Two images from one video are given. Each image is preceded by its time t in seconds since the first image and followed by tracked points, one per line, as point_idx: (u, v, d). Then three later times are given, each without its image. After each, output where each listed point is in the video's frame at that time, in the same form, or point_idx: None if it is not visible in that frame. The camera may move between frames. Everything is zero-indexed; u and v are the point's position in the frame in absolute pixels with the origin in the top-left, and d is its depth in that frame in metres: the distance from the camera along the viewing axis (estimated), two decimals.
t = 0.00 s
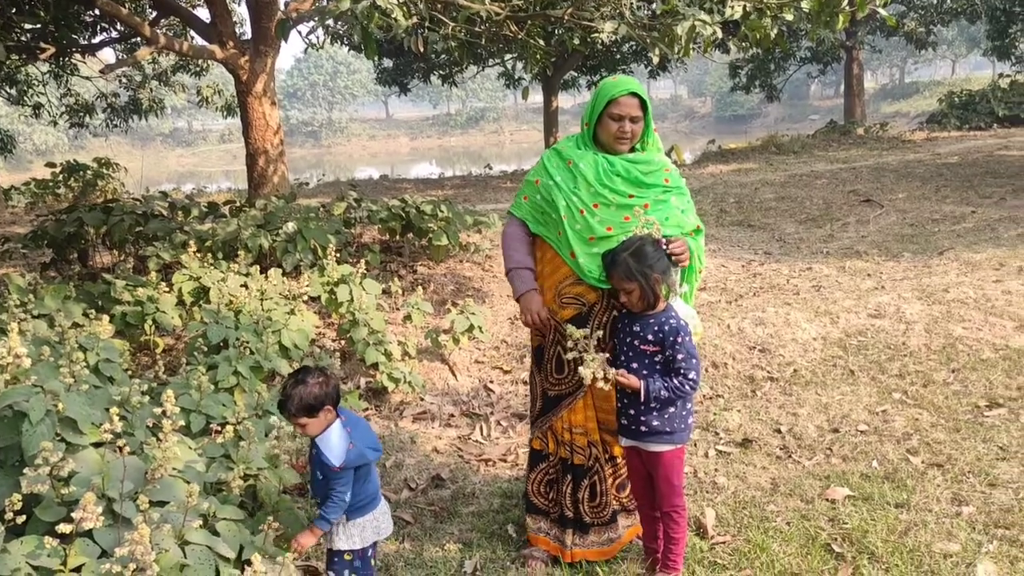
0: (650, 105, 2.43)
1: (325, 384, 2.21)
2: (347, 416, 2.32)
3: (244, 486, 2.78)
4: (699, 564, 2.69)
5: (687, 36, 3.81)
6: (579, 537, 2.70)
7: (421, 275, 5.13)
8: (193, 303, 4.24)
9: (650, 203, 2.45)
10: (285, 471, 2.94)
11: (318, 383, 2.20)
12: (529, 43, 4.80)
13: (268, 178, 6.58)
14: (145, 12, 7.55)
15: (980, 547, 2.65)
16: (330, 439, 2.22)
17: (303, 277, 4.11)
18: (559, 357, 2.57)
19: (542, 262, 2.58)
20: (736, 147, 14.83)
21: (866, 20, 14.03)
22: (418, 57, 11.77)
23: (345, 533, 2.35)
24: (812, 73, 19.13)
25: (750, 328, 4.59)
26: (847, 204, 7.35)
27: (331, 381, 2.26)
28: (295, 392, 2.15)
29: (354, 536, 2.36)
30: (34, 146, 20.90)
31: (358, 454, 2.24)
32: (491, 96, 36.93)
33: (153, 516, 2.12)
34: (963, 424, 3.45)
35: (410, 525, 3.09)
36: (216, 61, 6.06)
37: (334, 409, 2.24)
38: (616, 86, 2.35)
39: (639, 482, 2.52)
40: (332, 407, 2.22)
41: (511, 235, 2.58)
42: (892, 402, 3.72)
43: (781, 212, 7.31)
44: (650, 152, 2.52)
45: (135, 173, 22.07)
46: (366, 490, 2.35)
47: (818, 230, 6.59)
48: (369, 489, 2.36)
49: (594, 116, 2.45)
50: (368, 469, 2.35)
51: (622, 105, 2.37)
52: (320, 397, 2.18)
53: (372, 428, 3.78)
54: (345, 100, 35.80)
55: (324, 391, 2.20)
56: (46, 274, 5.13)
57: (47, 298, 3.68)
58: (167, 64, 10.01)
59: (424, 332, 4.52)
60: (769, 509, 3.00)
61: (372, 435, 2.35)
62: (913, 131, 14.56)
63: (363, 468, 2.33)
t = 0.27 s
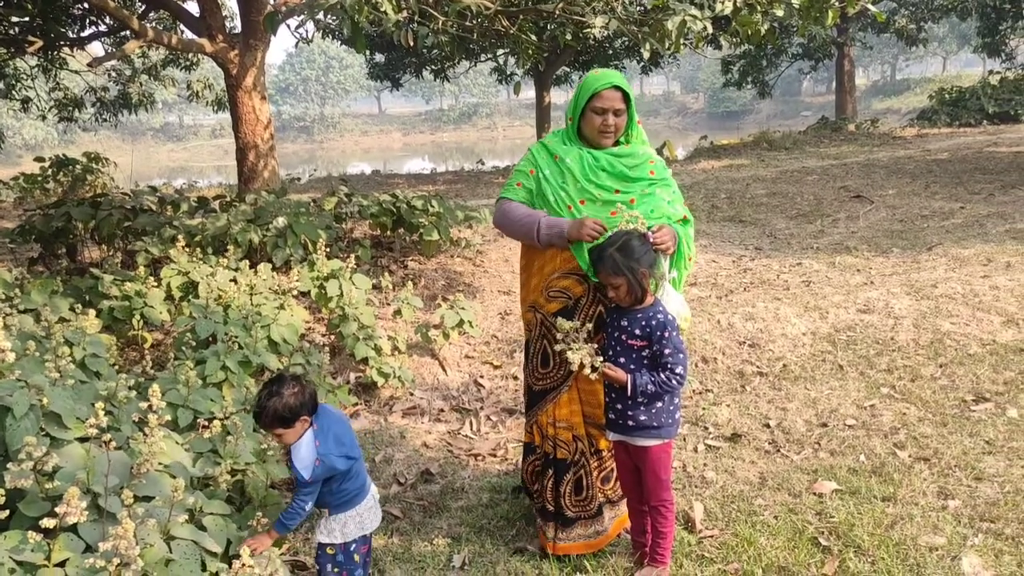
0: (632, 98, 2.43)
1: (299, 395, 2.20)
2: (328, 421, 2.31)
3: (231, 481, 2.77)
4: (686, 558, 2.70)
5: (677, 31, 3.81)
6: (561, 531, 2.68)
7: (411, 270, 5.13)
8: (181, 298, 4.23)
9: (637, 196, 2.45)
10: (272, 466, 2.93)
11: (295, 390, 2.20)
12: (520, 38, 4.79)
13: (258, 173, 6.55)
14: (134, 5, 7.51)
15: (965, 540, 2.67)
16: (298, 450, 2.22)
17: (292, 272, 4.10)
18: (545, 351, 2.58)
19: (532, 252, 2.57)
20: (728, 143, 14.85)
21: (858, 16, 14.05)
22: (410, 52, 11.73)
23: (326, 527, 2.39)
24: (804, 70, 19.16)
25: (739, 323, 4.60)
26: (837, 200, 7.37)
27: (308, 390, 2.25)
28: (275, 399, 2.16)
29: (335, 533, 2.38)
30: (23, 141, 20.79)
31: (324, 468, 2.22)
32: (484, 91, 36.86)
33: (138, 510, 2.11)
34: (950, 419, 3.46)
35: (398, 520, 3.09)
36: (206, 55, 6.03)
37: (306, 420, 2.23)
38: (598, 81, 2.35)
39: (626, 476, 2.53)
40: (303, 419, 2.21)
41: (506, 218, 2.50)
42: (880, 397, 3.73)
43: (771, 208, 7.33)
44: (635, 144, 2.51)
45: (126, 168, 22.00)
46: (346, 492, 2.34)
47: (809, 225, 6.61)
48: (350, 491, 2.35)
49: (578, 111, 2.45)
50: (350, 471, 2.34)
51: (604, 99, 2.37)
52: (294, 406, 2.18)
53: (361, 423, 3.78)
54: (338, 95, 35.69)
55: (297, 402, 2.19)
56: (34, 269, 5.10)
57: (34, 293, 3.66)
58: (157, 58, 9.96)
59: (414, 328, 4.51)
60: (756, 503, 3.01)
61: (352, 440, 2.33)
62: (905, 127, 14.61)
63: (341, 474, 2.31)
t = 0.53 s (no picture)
0: (610, 85, 2.43)
1: (282, 396, 2.20)
2: (314, 421, 2.29)
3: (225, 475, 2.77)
4: (681, 553, 2.70)
5: (673, 26, 3.81)
6: (562, 522, 2.70)
7: (406, 266, 5.12)
8: (175, 293, 4.22)
9: (628, 183, 2.46)
10: (266, 461, 2.92)
11: (279, 391, 2.21)
12: (516, 34, 4.78)
13: (252, 168, 6.53)
14: None
15: (959, 536, 2.68)
16: (281, 450, 2.23)
17: (286, 268, 4.09)
18: (547, 344, 2.55)
19: (532, 246, 2.52)
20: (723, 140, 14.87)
21: (853, 14, 14.07)
22: (404, 48, 11.70)
23: (316, 523, 2.39)
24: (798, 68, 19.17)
25: (734, 320, 4.60)
26: (831, 197, 7.38)
27: (293, 390, 2.25)
28: (263, 396, 2.17)
29: (324, 530, 2.38)
30: (15, 136, 20.68)
31: (307, 469, 2.22)
32: (479, 88, 36.82)
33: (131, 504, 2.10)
34: (944, 415, 3.48)
35: (393, 515, 3.09)
36: (199, 50, 6.00)
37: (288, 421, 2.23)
38: (578, 72, 2.34)
39: (622, 471, 2.53)
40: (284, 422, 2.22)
41: (517, 214, 2.42)
42: (874, 393, 3.74)
43: (766, 205, 7.34)
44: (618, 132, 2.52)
45: (119, 163, 21.94)
46: (335, 490, 2.33)
47: (803, 222, 6.62)
48: (339, 490, 2.34)
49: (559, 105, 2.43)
50: (338, 470, 2.33)
51: (585, 90, 2.36)
52: (280, 404, 2.19)
53: (356, 419, 3.77)
54: (332, 91, 35.59)
55: (280, 402, 2.20)
56: (26, 264, 5.08)
57: (27, 287, 3.64)
58: (150, 53, 9.91)
59: (409, 323, 4.50)
60: (751, 498, 3.01)
61: (338, 439, 2.31)
62: (898, 125, 14.64)
63: (328, 473, 2.30)
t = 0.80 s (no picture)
0: (601, 82, 2.43)
1: (277, 393, 2.20)
2: (309, 418, 2.28)
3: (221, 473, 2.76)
4: (676, 552, 2.70)
5: (669, 26, 3.81)
6: (576, 516, 2.73)
7: (401, 265, 5.11)
8: (170, 291, 4.20)
9: (626, 179, 2.46)
10: (262, 459, 2.91)
11: (274, 389, 2.20)
12: (512, 33, 4.78)
13: (247, 166, 6.51)
14: None
15: (953, 535, 2.68)
16: (275, 447, 2.22)
17: (282, 266, 4.08)
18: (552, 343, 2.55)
19: (535, 247, 2.52)
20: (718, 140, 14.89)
21: (848, 15, 14.10)
22: (400, 46, 11.68)
23: (310, 521, 2.38)
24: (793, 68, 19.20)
25: (729, 319, 4.61)
26: (826, 197, 7.40)
27: (287, 386, 2.25)
28: (257, 393, 2.16)
29: (318, 528, 2.37)
30: (8, 132, 20.59)
31: (300, 467, 2.21)
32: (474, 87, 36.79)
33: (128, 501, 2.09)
34: (939, 415, 3.49)
35: (389, 513, 3.08)
36: (195, 47, 5.98)
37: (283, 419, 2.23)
38: (567, 71, 2.35)
39: (618, 470, 2.52)
40: (280, 418, 2.21)
41: (522, 216, 2.42)
42: (869, 393, 3.75)
43: (761, 205, 7.35)
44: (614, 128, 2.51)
45: (113, 161, 21.86)
46: (330, 489, 2.33)
47: (798, 222, 6.63)
48: (334, 489, 2.33)
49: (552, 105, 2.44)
50: (333, 468, 2.32)
51: (575, 88, 2.37)
52: (274, 402, 2.18)
53: (351, 417, 3.77)
54: (327, 90, 35.52)
55: (275, 400, 2.19)
56: (21, 261, 5.05)
57: (21, 284, 3.63)
58: (145, 50, 9.87)
59: (404, 322, 4.50)
60: (746, 497, 3.02)
61: (333, 438, 2.30)
62: (893, 126, 14.68)
63: (323, 472, 2.29)
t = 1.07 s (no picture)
0: (632, 86, 2.39)
1: (269, 392, 2.18)
2: (299, 418, 2.27)
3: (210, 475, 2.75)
4: (668, 554, 2.70)
5: (662, 28, 3.81)
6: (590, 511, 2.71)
7: (393, 265, 5.09)
8: (160, 291, 4.17)
9: (640, 187, 2.43)
10: (253, 460, 2.89)
11: (266, 388, 2.18)
12: (504, 34, 4.77)
13: (238, 166, 6.47)
14: None
15: (944, 538, 2.69)
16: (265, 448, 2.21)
17: (272, 266, 4.05)
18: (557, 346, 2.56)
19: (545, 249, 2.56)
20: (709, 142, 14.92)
21: (838, 17, 14.16)
22: (391, 46, 11.65)
23: (301, 523, 2.36)
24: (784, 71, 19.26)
25: (720, 321, 4.61)
26: (817, 199, 7.42)
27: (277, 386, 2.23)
28: (244, 394, 2.14)
29: (308, 530, 2.35)
30: None
31: (292, 466, 2.19)
32: (466, 87, 36.75)
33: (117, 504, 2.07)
34: (929, 417, 3.50)
35: (380, 515, 3.07)
36: (186, 46, 5.94)
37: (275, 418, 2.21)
38: (591, 74, 2.34)
39: (609, 473, 2.52)
40: (272, 417, 2.19)
41: (528, 218, 2.47)
42: (860, 395, 3.76)
43: (752, 207, 7.36)
44: (642, 132, 2.46)
45: (103, 159, 21.73)
46: (320, 491, 2.31)
47: (789, 224, 6.65)
48: (325, 491, 2.31)
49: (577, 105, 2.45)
50: (324, 469, 2.30)
51: (600, 91, 2.36)
52: (265, 403, 2.16)
53: (342, 418, 3.75)
54: (318, 89, 35.40)
55: (266, 400, 2.16)
56: (9, 260, 5.01)
57: (9, 284, 3.60)
58: (135, 49, 9.80)
59: (396, 322, 4.48)
60: (738, 500, 3.02)
61: (324, 438, 2.28)
62: (883, 128, 14.75)
63: (314, 473, 2.28)
